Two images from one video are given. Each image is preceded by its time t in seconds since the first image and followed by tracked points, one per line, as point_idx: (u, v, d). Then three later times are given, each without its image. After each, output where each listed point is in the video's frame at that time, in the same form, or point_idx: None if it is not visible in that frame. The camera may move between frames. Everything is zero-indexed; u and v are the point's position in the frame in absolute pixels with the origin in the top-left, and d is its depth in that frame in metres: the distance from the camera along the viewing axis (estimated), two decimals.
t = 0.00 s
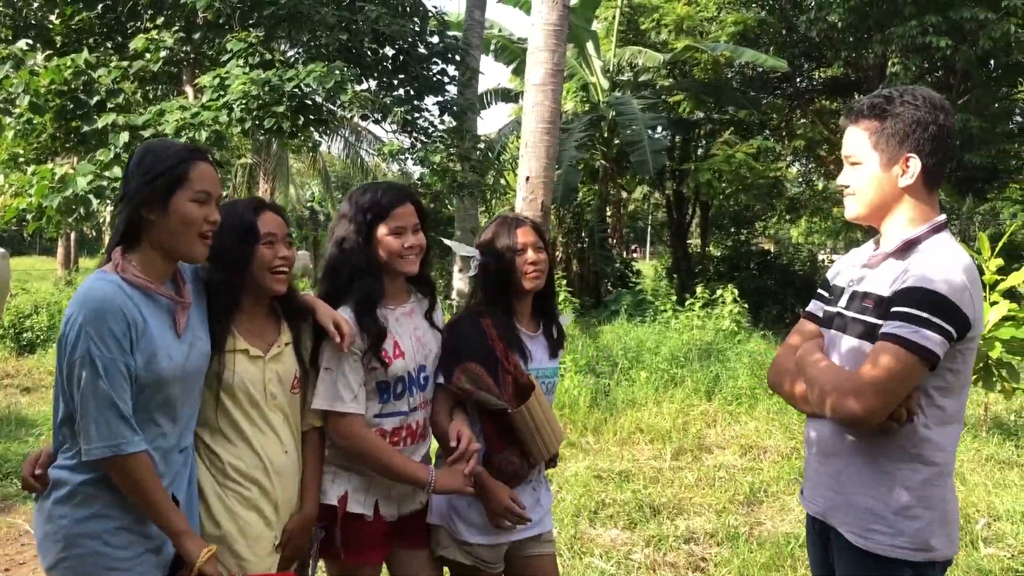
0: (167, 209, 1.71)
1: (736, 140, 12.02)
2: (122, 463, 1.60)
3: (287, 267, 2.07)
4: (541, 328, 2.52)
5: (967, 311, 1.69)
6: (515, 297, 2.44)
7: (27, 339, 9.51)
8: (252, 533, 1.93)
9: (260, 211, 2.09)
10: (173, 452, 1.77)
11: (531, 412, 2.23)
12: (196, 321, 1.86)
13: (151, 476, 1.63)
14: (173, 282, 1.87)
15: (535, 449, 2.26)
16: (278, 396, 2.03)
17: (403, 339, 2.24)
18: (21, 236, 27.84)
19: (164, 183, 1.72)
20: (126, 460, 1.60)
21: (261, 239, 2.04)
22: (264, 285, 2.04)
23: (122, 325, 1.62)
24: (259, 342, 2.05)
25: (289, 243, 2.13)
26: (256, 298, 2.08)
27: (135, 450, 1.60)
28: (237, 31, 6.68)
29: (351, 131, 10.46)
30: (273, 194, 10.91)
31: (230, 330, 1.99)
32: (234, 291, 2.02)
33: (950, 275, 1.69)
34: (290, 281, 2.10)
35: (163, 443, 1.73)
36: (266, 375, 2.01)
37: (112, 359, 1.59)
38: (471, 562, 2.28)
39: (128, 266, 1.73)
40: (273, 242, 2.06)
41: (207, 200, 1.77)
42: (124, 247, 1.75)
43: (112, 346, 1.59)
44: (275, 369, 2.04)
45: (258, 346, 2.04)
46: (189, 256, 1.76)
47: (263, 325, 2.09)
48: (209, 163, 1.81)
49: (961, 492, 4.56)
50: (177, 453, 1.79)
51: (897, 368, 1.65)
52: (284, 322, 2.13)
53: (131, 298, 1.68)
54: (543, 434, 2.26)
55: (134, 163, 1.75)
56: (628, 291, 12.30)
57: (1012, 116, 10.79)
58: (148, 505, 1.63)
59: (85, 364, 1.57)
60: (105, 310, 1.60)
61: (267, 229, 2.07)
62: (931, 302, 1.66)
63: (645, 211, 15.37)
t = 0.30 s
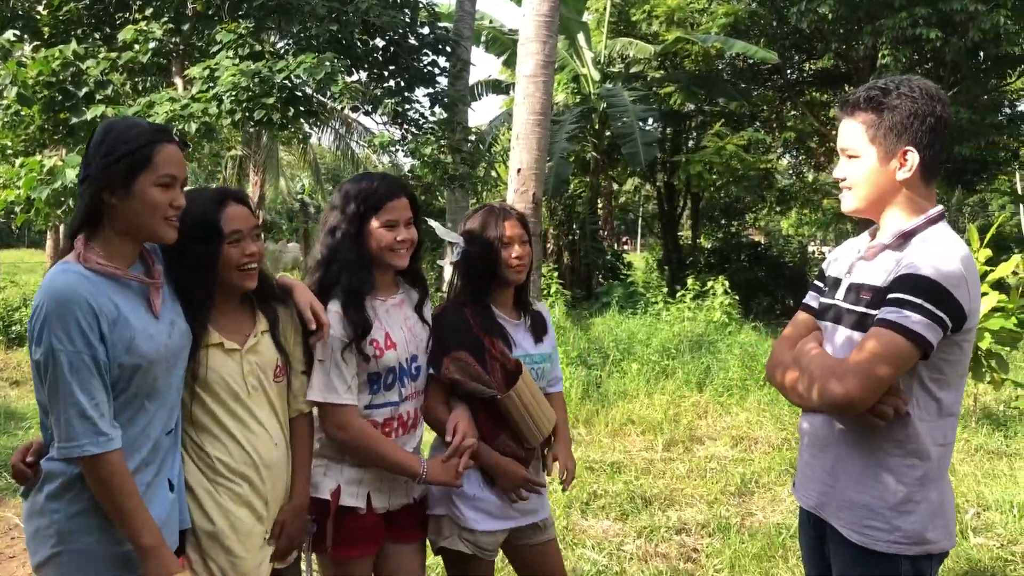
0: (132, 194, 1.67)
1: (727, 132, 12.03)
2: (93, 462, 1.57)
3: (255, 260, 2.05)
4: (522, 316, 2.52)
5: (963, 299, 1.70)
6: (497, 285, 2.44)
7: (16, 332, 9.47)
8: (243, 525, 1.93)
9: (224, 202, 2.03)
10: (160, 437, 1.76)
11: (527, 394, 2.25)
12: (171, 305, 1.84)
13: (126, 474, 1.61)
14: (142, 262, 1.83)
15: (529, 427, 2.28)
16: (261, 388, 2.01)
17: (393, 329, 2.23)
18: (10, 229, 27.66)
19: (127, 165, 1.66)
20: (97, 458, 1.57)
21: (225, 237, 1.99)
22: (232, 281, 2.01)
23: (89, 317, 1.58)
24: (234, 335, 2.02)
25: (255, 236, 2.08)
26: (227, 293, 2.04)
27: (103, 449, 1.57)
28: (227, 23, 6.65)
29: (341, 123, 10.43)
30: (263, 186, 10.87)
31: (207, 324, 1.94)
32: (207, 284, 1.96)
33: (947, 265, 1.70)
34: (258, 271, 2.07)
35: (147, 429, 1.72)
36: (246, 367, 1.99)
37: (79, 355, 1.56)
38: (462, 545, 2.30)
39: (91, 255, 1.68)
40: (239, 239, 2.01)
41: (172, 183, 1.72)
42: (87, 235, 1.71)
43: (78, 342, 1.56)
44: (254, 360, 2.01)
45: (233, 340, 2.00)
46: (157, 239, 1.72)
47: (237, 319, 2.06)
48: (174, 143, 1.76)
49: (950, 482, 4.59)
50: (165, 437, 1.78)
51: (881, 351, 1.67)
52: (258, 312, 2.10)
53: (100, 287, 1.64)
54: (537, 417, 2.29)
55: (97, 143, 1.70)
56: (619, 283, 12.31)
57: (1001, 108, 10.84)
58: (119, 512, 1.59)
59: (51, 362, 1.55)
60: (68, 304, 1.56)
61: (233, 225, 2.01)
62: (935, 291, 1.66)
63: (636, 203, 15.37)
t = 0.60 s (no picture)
0: (114, 181, 1.64)
1: (719, 122, 12.04)
2: (30, 467, 1.51)
3: (249, 248, 2.01)
4: (538, 305, 2.48)
5: (960, 286, 1.68)
6: (506, 275, 2.43)
7: (7, 326, 9.41)
8: (235, 520, 1.90)
9: (212, 190, 2.00)
10: (147, 433, 1.74)
11: (532, 385, 2.24)
12: (162, 295, 1.82)
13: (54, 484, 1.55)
14: (136, 255, 1.81)
15: (533, 418, 2.28)
16: (258, 377, 1.99)
17: (390, 318, 2.22)
18: None
19: (107, 153, 1.63)
20: (36, 463, 1.51)
21: (215, 230, 1.96)
22: (224, 271, 1.98)
23: (74, 315, 1.54)
24: (230, 323, 1.99)
25: (247, 224, 2.04)
26: (220, 282, 2.02)
27: (48, 455, 1.52)
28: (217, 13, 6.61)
29: (332, 114, 10.39)
30: (254, 178, 10.83)
31: (200, 313, 1.92)
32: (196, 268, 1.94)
33: (946, 248, 1.69)
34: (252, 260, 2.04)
35: (131, 426, 1.70)
36: (241, 356, 1.96)
37: (57, 354, 1.52)
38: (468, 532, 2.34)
39: (88, 248, 1.64)
40: (230, 230, 1.98)
41: (155, 167, 1.70)
42: (81, 225, 1.69)
43: (58, 341, 1.52)
44: (249, 348, 1.98)
45: (228, 327, 1.98)
46: (148, 225, 1.72)
47: (230, 308, 2.03)
48: (156, 126, 1.74)
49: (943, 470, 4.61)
50: (153, 432, 1.77)
51: (872, 333, 1.68)
52: (251, 300, 2.05)
53: (92, 282, 1.60)
54: (540, 409, 2.27)
55: (77, 129, 1.66)
56: (612, 274, 12.32)
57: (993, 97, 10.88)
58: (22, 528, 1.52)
59: (29, 358, 1.52)
60: (49, 300, 1.52)
61: (223, 216, 1.97)
62: (931, 277, 1.66)
63: (629, 193, 15.37)
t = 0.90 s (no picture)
0: (108, 177, 1.65)
1: (710, 116, 12.05)
2: (48, 466, 1.52)
3: (258, 232, 2.04)
4: (533, 302, 2.50)
5: (955, 282, 1.69)
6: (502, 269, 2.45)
7: None
8: (231, 518, 1.90)
9: (218, 183, 2.02)
10: (147, 431, 1.75)
11: (525, 380, 2.23)
12: (160, 294, 1.82)
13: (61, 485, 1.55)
14: (130, 253, 1.80)
15: (524, 416, 2.27)
16: (264, 371, 2.00)
17: (389, 310, 2.23)
18: None
19: (101, 149, 1.64)
20: (54, 461, 1.52)
21: (223, 212, 1.98)
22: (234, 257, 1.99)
23: (82, 313, 1.55)
24: (239, 315, 2.01)
25: (253, 209, 2.07)
26: (231, 271, 2.04)
27: (68, 452, 1.53)
28: (206, 8, 6.59)
29: (323, 109, 10.36)
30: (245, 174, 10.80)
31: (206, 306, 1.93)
32: (207, 253, 1.96)
33: (941, 241, 1.70)
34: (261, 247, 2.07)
35: (132, 424, 1.70)
36: (251, 349, 1.98)
37: (68, 352, 1.52)
38: (461, 531, 2.36)
39: (85, 244, 1.63)
40: (237, 212, 2.00)
41: (149, 162, 1.71)
42: (75, 224, 1.67)
43: (66, 339, 1.52)
44: (260, 343, 2.00)
45: (240, 320, 2.00)
46: (144, 222, 1.72)
47: (239, 298, 2.05)
48: (148, 124, 1.75)
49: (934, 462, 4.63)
50: (152, 431, 1.77)
51: (867, 329, 1.69)
52: (261, 293, 2.08)
53: (97, 280, 1.60)
54: (532, 405, 2.25)
55: (70, 128, 1.67)
56: (604, 268, 12.33)
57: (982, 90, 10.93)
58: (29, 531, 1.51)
59: (39, 357, 1.51)
60: (57, 298, 1.52)
61: (230, 200, 2.00)
62: (927, 275, 1.67)
63: (620, 187, 15.37)
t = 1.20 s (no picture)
0: (112, 174, 1.65)
1: (703, 115, 12.07)
2: (78, 459, 1.54)
3: (267, 230, 2.04)
4: (513, 303, 2.46)
5: (946, 283, 1.70)
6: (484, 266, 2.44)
7: None
8: (221, 517, 1.89)
9: (231, 181, 2.03)
10: (155, 425, 1.75)
11: (491, 382, 2.23)
12: (161, 291, 1.82)
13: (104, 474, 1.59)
14: (131, 249, 1.80)
15: (492, 420, 2.27)
16: (265, 370, 1.99)
17: (387, 309, 2.22)
18: None
19: (106, 146, 1.65)
20: (85, 454, 1.55)
21: (236, 210, 1.99)
22: (244, 254, 2.00)
23: (91, 307, 1.56)
24: (242, 313, 2.00)
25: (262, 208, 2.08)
26: (239, 270, 2.04)
27: (93, 443, 1.55)
28: (199, 5, 6.58)
29: (316, 106, 10.35)
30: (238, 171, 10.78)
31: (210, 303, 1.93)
32: (217, 250, 1.96)
33: (931, 244, 1.71)
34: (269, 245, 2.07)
35: (141, 418, 1.71)
36: (253, 348, 1.97)
37: (80, 347, 1.54)
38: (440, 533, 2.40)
39: (87, 242, 1.64)
40: (248, 210, 2.01)
41: (152, 160, 1.71)
42: (77, 221, 1.68)
43: (76, 334, 1.53)
44: (261, 342, 2.00)
45: (242, 318, 2.00)
46: (144, 221, 1.71)
47: (245, 297, 2.05)
48: (152, 123, 1.75)
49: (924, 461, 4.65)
50: (159, 425, 1.77)
51: (857, 330, 1.70)
52: (265, 292, 2.08)
53: (101, 276, 1.61)
54: (499, 407, 2.25)
55: (74, 126, 1.68)
56: (598, 266, 12.34)
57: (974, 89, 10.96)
58: (84, 527, 1.56)
59: (53, 353, 1.52)
60: (67, 294, 1.53)
61: (243, 197, 2.01)
62: (917, 274, 1.67)
63: (614, 185, 15.38)
